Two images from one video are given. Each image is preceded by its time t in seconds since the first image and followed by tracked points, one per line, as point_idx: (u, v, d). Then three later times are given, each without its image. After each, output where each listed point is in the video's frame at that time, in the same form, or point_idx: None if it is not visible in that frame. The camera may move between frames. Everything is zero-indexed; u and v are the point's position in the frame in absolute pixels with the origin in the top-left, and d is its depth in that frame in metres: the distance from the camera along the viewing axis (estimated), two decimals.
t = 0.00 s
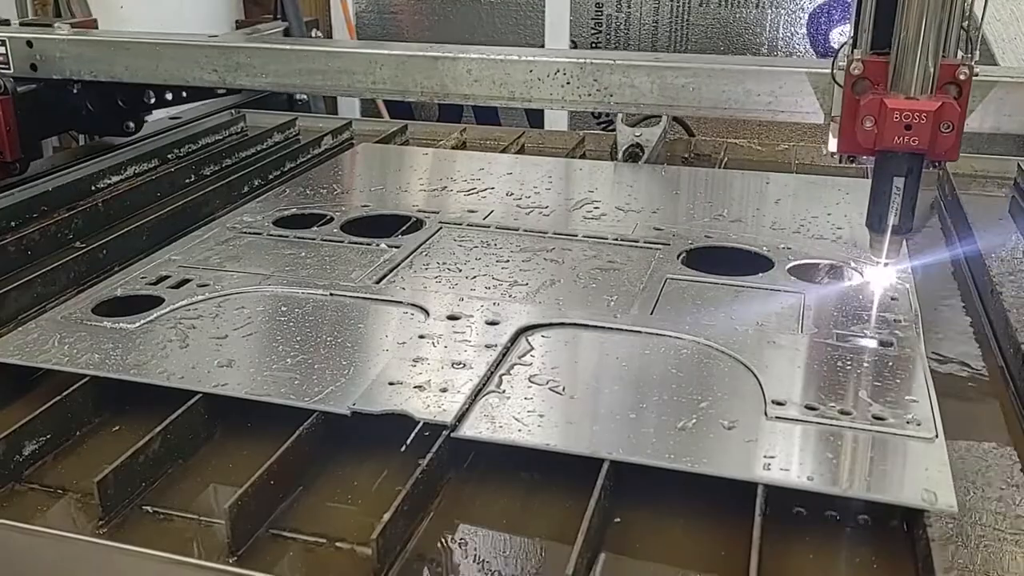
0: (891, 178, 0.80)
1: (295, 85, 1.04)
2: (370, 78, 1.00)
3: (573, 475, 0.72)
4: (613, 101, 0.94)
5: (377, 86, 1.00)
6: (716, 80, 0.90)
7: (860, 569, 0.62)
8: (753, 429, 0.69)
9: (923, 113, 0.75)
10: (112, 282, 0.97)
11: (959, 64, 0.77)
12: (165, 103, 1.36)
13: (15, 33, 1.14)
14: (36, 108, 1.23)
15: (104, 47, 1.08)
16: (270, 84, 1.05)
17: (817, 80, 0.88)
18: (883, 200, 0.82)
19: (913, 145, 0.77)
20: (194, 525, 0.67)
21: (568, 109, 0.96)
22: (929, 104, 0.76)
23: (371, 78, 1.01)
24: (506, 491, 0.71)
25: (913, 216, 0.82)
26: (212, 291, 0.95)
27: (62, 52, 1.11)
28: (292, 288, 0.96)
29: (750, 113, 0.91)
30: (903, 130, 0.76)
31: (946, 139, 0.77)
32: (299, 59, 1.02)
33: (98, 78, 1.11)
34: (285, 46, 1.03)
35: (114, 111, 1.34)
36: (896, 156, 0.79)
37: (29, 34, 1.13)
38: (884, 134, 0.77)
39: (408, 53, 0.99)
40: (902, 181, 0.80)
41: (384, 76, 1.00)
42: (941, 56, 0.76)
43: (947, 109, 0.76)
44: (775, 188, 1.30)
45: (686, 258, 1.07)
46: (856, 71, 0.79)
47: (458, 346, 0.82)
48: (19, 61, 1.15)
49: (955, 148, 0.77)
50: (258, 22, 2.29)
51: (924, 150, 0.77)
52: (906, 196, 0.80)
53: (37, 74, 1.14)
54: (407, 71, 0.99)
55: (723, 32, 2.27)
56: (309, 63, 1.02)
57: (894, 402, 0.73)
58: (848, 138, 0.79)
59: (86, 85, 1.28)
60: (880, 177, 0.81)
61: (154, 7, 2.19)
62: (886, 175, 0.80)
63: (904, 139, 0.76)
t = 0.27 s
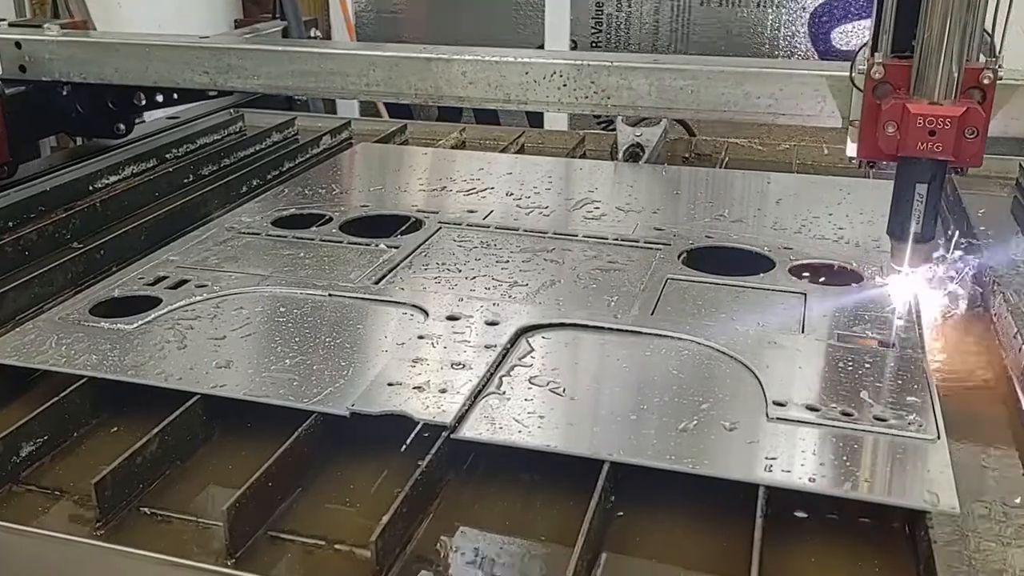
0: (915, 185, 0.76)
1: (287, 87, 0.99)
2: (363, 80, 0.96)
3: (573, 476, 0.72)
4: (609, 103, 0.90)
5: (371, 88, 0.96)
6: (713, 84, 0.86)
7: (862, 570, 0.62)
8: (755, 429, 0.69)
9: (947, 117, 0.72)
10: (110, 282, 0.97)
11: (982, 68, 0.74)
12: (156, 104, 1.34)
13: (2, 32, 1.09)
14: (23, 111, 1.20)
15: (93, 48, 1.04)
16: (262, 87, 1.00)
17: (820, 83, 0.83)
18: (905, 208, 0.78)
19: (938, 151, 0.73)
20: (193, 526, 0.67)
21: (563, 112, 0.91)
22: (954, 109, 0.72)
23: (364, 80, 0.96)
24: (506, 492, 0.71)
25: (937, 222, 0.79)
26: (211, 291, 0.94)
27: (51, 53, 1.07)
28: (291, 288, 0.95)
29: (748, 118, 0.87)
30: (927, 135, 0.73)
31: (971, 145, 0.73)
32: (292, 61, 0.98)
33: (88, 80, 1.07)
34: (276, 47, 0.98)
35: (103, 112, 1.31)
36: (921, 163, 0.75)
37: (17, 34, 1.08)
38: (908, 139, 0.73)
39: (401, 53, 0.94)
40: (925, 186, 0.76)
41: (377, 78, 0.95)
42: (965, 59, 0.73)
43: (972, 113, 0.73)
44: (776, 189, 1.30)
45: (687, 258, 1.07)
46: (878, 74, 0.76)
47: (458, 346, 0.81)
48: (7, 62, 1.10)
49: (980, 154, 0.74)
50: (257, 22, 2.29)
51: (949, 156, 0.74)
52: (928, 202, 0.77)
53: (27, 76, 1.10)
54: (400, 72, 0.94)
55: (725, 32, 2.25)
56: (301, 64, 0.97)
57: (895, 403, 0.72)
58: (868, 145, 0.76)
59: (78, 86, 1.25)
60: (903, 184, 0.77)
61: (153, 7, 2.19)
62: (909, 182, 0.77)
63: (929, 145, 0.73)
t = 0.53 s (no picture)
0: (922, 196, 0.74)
1: (279, 91, 0.96)
2: (356, 84, 0.94)
3: (573, 475, 0.72)
4: (604, 109, 0.88)
5: (365, 92, 0.94)
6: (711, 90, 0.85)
7: (861, 569, 0.62)
8: (754, 429, 0.69)
9: (956, 126, 0.70)
10: (112, 282, 0.97)
11: (992, 74, 0.71)
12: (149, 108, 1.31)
13: None
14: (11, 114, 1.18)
15: (82, 52, 1.02)
16: (255, 91, 0.97)
17: (819, 88, 0.82)
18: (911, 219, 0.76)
19: (946, 160, 0.72)
20: (194, 526, 0.67)
21: (560, 117, 0.90)
22: (963, 117, 0.71)
23: (357, 85, 0.94)
24: (507, 491, 0.71)
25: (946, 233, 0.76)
26: (212, 291, 0.95)
27: (41, 57, 1.04)
28: (292, 288, 0.96)
29: (746, 124, 0.86)
30: (935, 145, 0.71)
31: (979, 154, 0.72)
32: (284, 65, 0.95)
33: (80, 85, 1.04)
34: (267, 50, 0.96)
35: (94, 117, 1.28)
36: (928, 172, 0.73)
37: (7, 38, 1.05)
38: (915, 148, 0.72)
39: (395, 57, 0.92)
40: (932, 197, 0.74)
41: (370, 82, 0.93)
42: (974, 66, 0.71)
43: (981, 121, 0.71)
44: (776, 189, 1.30)
45: (686, 259, 1.07)
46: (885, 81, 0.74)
47: (459, 346, 0.82)
48: None
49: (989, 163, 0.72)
50: (258, 22, 2.30)
51: (958, 165, 0.72)
52: (936, 213, 0.75)
53: (15, 80, 1.07)
54: (394, 77, 0.92)
55: (724, 33, 2.26)
56: (294, 69, 0.95)
57: (894, 402, 0.73)
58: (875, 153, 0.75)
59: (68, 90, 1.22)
60: (910, 195, 0.75)
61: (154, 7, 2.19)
62: (916, 193, 0.75)
63: (937, 154, 0.71)
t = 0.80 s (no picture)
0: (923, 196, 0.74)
1: (279, 91, 0.96)
2: (357, 84, 0.94)
3: (574, 475, 0.72)
4: (606, 110, 0.88)
5: (365, 93, 0.94)
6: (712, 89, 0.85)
7: (861, 569, 0.62)
8: (754, 429, 0.69)
9: (957, 126, 0.70)
10: (112, 282, 0.97)
11: (993, 74, 0.71)
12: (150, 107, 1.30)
13: None
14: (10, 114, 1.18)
15: (82, 52, 1.02)
16: (255, 91, 0.97)
17: (820, 87, 0.82)
18: (912, 219, 0.76)
19: (947, 160, 0.71)
20: (195, 526, 0.67)
21: (561, 117, 0.90)
22: (963, 117, 0.71)
23: (357, 85, 0.94)
24: (507, 491, 0.71)
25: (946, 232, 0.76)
26: (212, 291, 0.95)
27: (42, 58, 1.04)
28: (292, 288, 0.96)
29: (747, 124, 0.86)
30: (936, 144, 0.71)
31: (980, 153, 0.71)
32: (284, 65, 0.95)
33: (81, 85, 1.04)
34: (267, 50, 0.96)
35: (95, 118, 1.27)
36: (928, 172, 0.73)
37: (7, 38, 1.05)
38: (915, 148, 0.72)
39: (395, 57, 0.92)
40: (933, 197, 0.74)
41: (370, 83, 0.93)
42: (975, 66, 0.71)
43: (982, 121, 0.71)
44: (777, 189, 1.30)
45: (687, 259, 1.07)
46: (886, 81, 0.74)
47: (459, 346, 0.82)
48: None
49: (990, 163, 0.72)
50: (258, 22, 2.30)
51: (958, 165, 0.72)
52: (937, 213, 0.75)
53: (15, 80, 1.07)
54: (394, 77, 0.92)
55: (724, 33, 2.26)
56: (295, 69, 0.95)
57: (895, 402, 0.73)
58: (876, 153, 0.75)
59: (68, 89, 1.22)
60: (911, 195, 0.75)
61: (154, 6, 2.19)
62: (917, 193, 0.75)
63: (938, 154, 0.71)
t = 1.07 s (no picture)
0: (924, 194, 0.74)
1: (280, 91, 0.96)
2: (357, 84, 0.94)
3: (574, 475, 0.72)
4: (607, 110, 0.88)
5: (365, 93, 0.94)
6: (713, 89, 0.85)
7: (861, 569, 0.62)
8: (755, 429, 0.69)
9: (958, 126, 0.70)
10: (113, 282, 0.97)
11: (993, 74, 0.72)
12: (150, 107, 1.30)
13: None
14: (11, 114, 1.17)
15: (82, 52, 1.02)
16: (255, 91, 0.97)
17: (821, 87, 0.82)
18: (913, 218, 0.76)
19: (948, 160, 0.71)
20: (195, 526, 0.67)
21: (561, 117, 0.90)
22: (964, 117, 0.71)
23: (357, 85, 0.94)
24: (507, 491, 0.71)
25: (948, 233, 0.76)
26: (213, 291, 0.95)
27: (42, 57, 1.04)
28: (293, 288, 0.96)
29: (748, 124, 0.86)
30: (937, 144, 0.71)
31: (981, 154, 0.71)
32: (284, 65, 0.95)
33: (81, 85, 1.04)
34: (267, 50, 0.96)
35: (96, 118, 1.27)
36: (929, 172, 0.73)
37: (7, 38, 1.05)
38: (916, 148, 0.72)
39: (396, 57, 0.92)
40: (933, 196, 0.74)
41: (371, 82, 0.93)
42: (975, 66, 0.71)
43: (984, 122, 0.71)
44: (777, 189, 1.30)
45: (687, 258, 1.07)
46: (886, 82, 0.74)
47: (460, 346, 0.82)
48: None
49: (991, 163, 0.72)
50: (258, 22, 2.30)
51: (959, 165, 0.72)
52: (937, 212, 0.74)
53: (16, 80, 1.07)
54: (395, 76, 0.92)
55: (724, 33, 2.26)
56: (295, 69, 0.95)
57: (895, 402, 0.73)
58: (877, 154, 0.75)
59: (69, 89, 1.22)
60: (912, 194, 0.75)
61: (154, 6, 2.19)
62: (917, 192, 0.75)
63: (939, 154, 0.71)
